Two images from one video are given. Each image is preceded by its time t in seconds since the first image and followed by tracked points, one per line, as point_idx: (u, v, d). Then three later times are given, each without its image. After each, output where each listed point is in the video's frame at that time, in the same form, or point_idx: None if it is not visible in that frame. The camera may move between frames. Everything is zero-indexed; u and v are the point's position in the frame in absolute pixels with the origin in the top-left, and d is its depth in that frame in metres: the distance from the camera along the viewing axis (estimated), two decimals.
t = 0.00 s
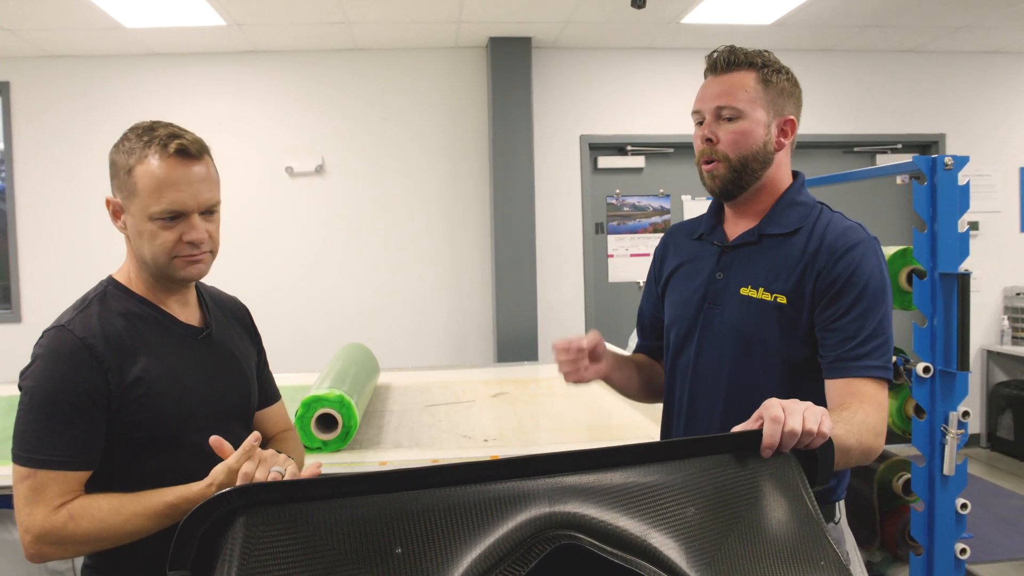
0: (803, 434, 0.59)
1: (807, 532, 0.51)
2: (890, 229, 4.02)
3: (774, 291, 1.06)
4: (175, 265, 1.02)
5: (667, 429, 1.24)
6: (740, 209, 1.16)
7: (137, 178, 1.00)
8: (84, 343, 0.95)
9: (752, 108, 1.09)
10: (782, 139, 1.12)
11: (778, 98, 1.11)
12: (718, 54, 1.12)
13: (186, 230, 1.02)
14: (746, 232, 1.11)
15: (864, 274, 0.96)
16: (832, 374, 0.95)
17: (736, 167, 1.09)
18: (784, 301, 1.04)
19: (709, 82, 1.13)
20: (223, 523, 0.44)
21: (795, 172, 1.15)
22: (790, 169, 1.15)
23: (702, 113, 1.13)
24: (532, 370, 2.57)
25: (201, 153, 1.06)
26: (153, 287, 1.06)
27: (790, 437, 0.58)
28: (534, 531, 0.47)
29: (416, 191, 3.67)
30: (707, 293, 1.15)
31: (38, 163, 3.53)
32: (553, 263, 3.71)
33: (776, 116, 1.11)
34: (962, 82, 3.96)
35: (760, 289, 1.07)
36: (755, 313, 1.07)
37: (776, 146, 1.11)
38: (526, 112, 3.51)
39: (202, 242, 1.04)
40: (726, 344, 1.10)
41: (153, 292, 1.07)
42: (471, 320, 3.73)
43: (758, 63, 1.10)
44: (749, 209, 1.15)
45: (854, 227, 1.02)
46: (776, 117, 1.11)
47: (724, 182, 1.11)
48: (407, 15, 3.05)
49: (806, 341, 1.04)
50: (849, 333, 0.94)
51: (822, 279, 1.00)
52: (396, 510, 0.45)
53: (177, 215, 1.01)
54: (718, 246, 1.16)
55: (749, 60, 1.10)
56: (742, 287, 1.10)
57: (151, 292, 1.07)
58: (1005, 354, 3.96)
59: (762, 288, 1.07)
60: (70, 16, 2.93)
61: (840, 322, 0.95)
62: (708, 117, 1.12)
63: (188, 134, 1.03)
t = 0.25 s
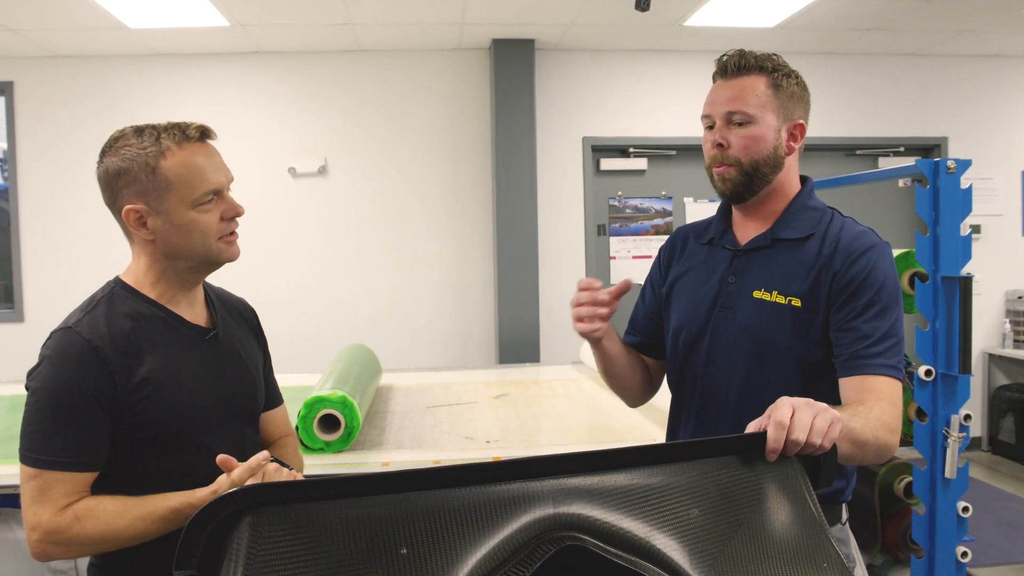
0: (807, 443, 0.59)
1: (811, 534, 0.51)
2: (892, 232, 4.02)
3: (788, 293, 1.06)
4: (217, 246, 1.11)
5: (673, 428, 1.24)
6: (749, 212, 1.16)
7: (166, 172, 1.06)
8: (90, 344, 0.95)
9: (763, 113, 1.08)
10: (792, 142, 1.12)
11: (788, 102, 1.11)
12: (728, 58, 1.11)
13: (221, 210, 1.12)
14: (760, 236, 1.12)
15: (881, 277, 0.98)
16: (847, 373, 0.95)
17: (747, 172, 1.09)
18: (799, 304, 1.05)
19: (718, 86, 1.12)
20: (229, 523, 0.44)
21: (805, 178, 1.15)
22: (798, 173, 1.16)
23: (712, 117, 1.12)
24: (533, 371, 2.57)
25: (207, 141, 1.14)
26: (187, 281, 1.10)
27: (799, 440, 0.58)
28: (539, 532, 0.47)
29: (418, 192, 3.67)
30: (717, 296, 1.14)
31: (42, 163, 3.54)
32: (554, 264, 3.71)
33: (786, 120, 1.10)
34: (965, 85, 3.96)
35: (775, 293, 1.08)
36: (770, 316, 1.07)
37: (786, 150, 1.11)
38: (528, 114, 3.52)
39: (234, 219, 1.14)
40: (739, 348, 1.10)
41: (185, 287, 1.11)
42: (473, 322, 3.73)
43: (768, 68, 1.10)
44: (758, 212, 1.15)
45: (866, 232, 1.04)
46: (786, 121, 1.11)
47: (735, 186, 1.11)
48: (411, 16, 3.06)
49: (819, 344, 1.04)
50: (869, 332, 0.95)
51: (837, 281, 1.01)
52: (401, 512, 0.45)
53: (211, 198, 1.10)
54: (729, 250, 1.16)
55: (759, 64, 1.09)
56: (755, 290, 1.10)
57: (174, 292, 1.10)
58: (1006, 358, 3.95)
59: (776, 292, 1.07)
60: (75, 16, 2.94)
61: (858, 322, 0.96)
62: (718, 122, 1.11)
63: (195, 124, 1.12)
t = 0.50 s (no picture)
0: (810, 439, 0.59)
1: (813, 534, 0.51)
2: (892, 232, 4.03)
3: (792, 293, 1.06)
4: (220, 244, 1.11)
5: (677, 429, 1.24)
6: (753, 213, 1.16)
7: (171, 169, 1.06)
8: (95, 346, 0.95)
9: (771, 117, 1.08)
10: (797, 146, 1.13)
11: (794, 106, 1.11)
12: (736, 60, 1.10)
13: (225, 208, 1.13)
14: (763, 237, 1.12)
15: (883, 276, 0.98)
16: (845, 370, 0.95)
17: (755, 175, 1.10)
18: (803, 304, 1.05)
19: (726, 89, 1.11)
20: (234, 524, 0.44)
21: (807, 180, 1.15)
22: (800, 175, 1.16)
23: (720, 120, 1.11)
24: (535, 372, 2.58)
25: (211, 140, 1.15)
26: (190, 279, 1.10)
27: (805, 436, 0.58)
28: (542, 532, 0.47)
29: (419, 193, 3.68)
30: (721, 297, 1.14)
31: (42, 164, 3.54)
32: (555, 265, 3.71)
33: (791, 124, 1.11)
34: (965, 85, 3.97)
35: (779, 292, 1.08)
36: (773, 316, 1.07)
37: (791, 153, 1.12)
38: (529, 115, 3.52)
39: (237, 217, 1.15)
40: (743, 348, 1.10)
41: (187, 287, 1.11)
42: (473, 323, 3.73)
43: (777, 71, 1.10)
44: (761, 213, 1.15)
45: (868, 233, 1.04)
46: (791, 124, 1.11)
47: (743, 191, 1.11)
48: (411, 17, 3.06)
49: (822, 343, 1.04)
50: (871, 330, 0.95)
51: (840, 280, 1.02)
52: (405, 512, 0.46)
53: (214, 196, 1.11)
54: (732, 251, 1.16)
55: (768, 67, 1.09)
56: (759, 291, 1.10)
57: (176, 293, 1.09)
58: (1007, 358, 3.95)
59: (780, 291, 1.08)
60: (76, 18, 2.94)
61: (858, 320, 0.97)
62: (726, 124, 1.11)
63: (200, 123, 1.13)
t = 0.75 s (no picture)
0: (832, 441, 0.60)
1: (812, 537, 0.52)
2: (892, 236, 4.03)
3: (799, 298, 1.07)
4: (222, 241, 1.11)
5: (677, 431, 1.24)
6: (757, 218, 1.16)
7: (173, 167, 1.06)
8: (100, 344, 0.95)
9: (787, 124, 1.09)
10: (805, 153, 1.14)
11: (805, 114, 1.12)
12: (753, 65, 1.10)
13: (227, 205, 1.13)
14: (767, 242, 1.12)
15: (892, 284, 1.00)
16: (865, 381, 0.97)
17: (768, 182, 1.10)
18: (810, 309, 1.06)
19: (742, 92, 1.10)
20: (236, 523, 0.45)
21: (807, 184, 1.16)
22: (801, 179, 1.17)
23: (735, 125, 1.10)
24: (535, 373, 2.58)
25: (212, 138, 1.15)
26: (192, 277, 1.11)
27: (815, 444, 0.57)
28: (543, 533, 0.47)
29: (420, 193, 3.68)
30: (725, 300, 1.14)
31: (44, 162, 3.54)
32: (555, 266, 3.71)
33: (802, 131, 1.11)
34: (966, 90, 3.97)
35: (784, 297, 1.08)
36: (779, 320, 1.08)
37: (800, 160, 1.13)
38: (530, 116, 3.52)
39: (239, 214, 1.15)
40: (748, 351, 1.10)
41: (191, 285, 1.11)
42: (473, 323, 3.73)
43: (791, 78, 1.10)
44: (765, 216, 1.15)
45: (872, 238, 1.06)
46: (801, 132, 1.12)
47: (755, 197, 1.11)
48: (413, 17, 3.06)
49: (829, 348, 1.05)
50: (884, 339, 0.97)
51: (848, 287, 1.03)
52: (406, 513, 0.46)
53: (215, 194, 1.11)
54: (736, 255, 1.16)
55: (784, 74, 1.09)
56: (765, 295, 1.10)
57: (181, 291, 1.10)
58: (1006, 362, 3.96)
59: (786, 296, 1.08)
60: (79, 17, 2.95)
61: (870, 328, 0.98)
62: (742, 130, 1.10)
63: (201, 121, 1.13)
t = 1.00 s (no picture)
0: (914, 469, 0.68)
1: (809, 537, 0.52)
2: (889, 237, 4.04)
3: (797, 300, 1.07)
4: (220, 242, 1.11)
5: (674, 432, 1.24)
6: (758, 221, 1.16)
7: (172, 167, 1.07)
8: (102, 345, 0.95)
9: (799, 132, 1.10)
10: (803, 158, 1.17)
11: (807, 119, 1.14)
12: (767, 68, 1.08)
13: (225, 206, 1.13)
14: (761, 244, 1.13)
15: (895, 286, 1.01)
16: (897, 391, 1.01)
17: (783, 189, 1.10)
18: (809, 311, 1.06)
19: (762, 96, 1.08)
20: (237, 523, 0.45)
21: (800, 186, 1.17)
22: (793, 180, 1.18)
23: (753, 131, 1.09)
24: (532, 374, 2.58)
25: (209, 140, 1.15)
26: (190, 278, 1.11)
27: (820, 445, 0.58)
28: (541, 533, 0.47)
29: (417, 195, 3.68)
30: (722, 302, 1.15)
31: (41, 164, 3.54)
32: (553, 267, 3.72)
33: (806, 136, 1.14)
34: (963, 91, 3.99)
35: (783, 299, 1.08)
36: (778, 322, 1.08)
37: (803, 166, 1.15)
38: (528, 118, 3.53)
39: (236, 215, 1.15)
40: (747, 353, 1.10)
41: (189, 286, 1.12)
42: (472, 324, 3.73)
43: (800, 84, 1.10)
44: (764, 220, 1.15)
45: (868, 239, 1.07)
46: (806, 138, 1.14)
47: (772, 205, 1.11)
48: (411, 19, 3.06)
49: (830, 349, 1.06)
50: (903, 346, 1.00)
51: (848, 288, 1.03)
52: (403, 513, 0.46)
53: (213, 195, 1.11)
54: (731, 258, 1.16)
55: (795, 80, 1.09)
56: (763, 297, 1.10)
57: (180, 292, 1.10)
58: (1003, 362, 3.97)
59: (784, 298, 1.08)
60: (77, 18, 2.94)
61: (884, 334, 1.01)
62: (761, 136, 1.09)
63: (199, 122, 1.13)
